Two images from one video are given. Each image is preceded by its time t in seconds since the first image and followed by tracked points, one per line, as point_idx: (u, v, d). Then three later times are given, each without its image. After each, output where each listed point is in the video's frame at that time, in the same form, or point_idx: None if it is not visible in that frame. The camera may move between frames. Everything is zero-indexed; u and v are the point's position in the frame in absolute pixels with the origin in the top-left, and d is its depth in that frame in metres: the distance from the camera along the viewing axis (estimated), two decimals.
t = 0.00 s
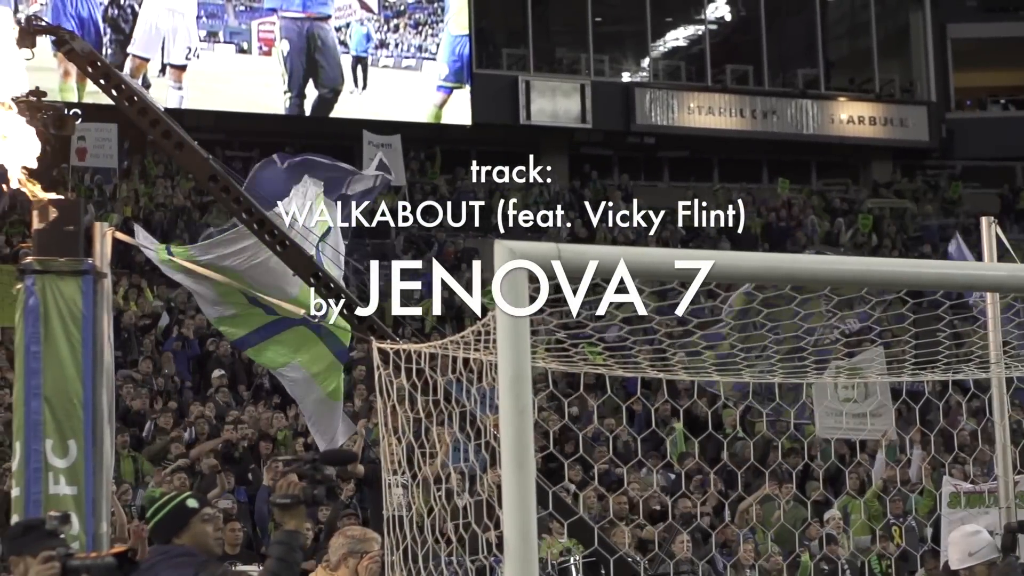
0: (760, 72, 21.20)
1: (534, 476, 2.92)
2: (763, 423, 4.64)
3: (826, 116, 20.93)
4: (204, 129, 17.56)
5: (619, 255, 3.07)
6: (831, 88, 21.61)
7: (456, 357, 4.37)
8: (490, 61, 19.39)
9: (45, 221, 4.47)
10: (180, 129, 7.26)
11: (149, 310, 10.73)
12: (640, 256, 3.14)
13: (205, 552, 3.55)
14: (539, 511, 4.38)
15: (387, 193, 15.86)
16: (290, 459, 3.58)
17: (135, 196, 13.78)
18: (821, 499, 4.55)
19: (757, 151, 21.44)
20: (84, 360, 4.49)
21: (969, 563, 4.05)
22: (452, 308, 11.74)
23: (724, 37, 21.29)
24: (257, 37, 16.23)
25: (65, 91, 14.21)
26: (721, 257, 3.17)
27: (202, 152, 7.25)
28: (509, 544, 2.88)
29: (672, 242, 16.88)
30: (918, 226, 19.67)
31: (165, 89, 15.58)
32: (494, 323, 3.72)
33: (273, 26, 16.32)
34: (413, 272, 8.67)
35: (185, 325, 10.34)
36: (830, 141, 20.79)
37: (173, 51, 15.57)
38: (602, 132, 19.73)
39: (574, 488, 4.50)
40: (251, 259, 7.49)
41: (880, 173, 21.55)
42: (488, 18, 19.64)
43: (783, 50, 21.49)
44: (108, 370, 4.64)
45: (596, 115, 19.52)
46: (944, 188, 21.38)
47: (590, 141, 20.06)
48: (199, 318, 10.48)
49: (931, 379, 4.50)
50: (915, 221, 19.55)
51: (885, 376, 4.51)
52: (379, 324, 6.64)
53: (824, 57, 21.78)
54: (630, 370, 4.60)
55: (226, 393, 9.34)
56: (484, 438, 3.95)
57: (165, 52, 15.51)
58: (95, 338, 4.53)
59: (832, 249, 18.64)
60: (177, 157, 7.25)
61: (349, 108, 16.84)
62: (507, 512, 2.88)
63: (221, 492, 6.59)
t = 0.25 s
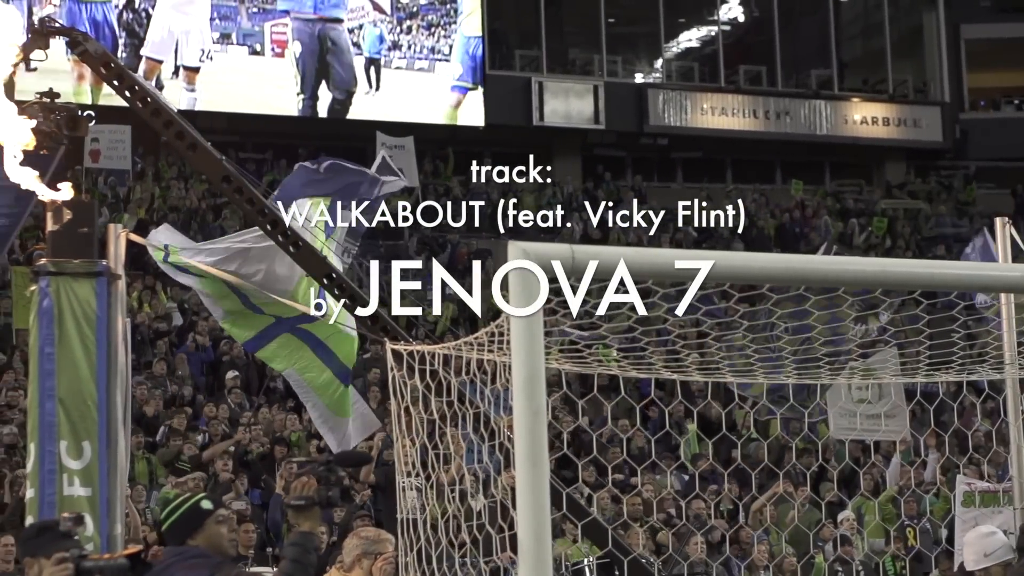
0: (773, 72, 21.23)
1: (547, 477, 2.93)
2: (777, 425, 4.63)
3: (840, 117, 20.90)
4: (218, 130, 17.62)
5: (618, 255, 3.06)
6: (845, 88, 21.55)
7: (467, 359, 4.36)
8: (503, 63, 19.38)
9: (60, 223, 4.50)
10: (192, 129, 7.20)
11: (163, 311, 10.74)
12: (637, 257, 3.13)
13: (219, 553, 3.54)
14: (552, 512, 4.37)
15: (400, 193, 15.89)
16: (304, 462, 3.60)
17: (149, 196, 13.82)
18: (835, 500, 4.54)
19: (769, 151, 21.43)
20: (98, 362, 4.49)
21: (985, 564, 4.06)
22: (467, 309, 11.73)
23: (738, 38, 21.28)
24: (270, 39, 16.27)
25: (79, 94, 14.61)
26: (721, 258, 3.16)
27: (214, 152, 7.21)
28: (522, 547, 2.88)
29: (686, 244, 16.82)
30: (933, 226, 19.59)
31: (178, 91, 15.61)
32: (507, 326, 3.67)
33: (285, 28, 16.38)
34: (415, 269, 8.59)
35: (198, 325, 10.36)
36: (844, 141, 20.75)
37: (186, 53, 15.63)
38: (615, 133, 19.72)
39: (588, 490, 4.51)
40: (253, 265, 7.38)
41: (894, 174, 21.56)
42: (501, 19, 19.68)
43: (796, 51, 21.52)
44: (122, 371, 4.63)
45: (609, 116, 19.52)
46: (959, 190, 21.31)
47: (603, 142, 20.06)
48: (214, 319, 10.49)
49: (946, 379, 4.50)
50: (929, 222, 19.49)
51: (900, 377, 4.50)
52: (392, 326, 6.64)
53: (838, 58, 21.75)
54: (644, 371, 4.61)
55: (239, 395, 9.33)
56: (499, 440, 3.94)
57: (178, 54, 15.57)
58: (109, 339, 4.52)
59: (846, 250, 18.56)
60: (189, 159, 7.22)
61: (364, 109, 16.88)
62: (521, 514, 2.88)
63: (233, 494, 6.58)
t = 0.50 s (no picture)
0: (786, 73, 21.24)
1: (561, 479, 2.93)
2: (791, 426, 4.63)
3: (853, 118, 20.88)
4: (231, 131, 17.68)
5: (618, 255, 3.05)
6: (859, 89, 21.53)
7: (479, 360, 4.36)
8: (517, 63, 19.39)
9: (74, 224, 4.51)
10: (206, 129, 7.17)
11: (177, 312, 10.76)
12: (635, 258, 3.12)
13: (233, 554, 3.54)
14: (566, 513, 4.37)
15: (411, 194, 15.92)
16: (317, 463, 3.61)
17: (163, 196, 13.85)
18: (849, 500, 4.54)
19: (783, 152, 21.44)
20: (113, 362, 4.50)
21: (1000, 566, 4.06)
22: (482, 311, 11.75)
23: (751, 38, 21.27)
24: (284, 40, 16.33)
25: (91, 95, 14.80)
26: (722, 258, 3.15)
27: (228, 152, 7.19)
28: (536, 547, 2.89)
29: (699, 245, 16.79)
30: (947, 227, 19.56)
31: (192, 92, 15.65)
32: (521, 327, 3.65)
33: (299, 29, 16.42)
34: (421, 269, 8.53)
35: (213, 326, 10.38)
36: (858, 142, 20.72)
37: (201, 54, 15.64)
38: (629, 134, 19.72)
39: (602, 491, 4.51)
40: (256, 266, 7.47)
41: (908, 175, 21.55)
42: (515, 19, 19.71)
43: (810, 51, 21.52)
44: (137, 370, 4.64)
45: (623, 117, 19.51)
46: (974, 191, 21.27)
47: (616, 142, 20.07)
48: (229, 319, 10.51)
49: (959, 380, 4.49)
50: (942, 223, 19.43)
51: (913, 378, 4.50)
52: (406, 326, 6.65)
53: (852, 59, 21.73)
54: (657, 372, 4.62)
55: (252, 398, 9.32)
56: (512, 441, 3.94)
57: (192, 55, 15.60)
58: (124, 339, 4.53)
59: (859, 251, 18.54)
60: (202, 159, 7.18)
61: (380, 110, 16.91)
62: (535, 515, 2.88)
63: (244, 495, 6.57)
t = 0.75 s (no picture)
0: (801, 73, 21.17)
1: (576, 480, 2.95)
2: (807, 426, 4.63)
3: (867, 118, 20.83)
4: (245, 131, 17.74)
5: (618, 253, 3.06)
6: (873, 90, 21.50)
7: (492, 361, 4.35)
8: (530, 63, 19.39)
9: (88, 224, 4.50)
10: (220, 129, 7.15)
11: (190, 312, 10.79)
12: (637, 259, 3.12)
13: (248, 555, 3.54)
14: (580, 514, 4.36)
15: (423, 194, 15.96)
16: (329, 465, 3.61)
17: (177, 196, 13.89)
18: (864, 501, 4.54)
19: (798, 153, 21.46)
20: (127, 362, 4.50)
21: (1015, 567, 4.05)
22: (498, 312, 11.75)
23: (765, 38, 21.25)
24: (297, 40, 16.41)
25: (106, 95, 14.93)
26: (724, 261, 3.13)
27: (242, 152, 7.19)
28: (550, 548, 2.90)
29: (712, 244, 16.79)
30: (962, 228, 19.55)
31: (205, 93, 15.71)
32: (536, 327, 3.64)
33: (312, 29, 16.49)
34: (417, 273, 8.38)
35: (227, 326, 10.42)
36: (873, 142, 20.66)
37: (214, 56, 15.74)
38: (642, 134, 19.72)
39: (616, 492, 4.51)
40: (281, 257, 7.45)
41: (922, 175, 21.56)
42: (528, 19, 19.71)
43: (824, 52, 21.50)
44: (150, 371, 4.64)
45: (637, 118, 19.51)
46: (989, 192, 21.24)
47: (629, 142, 20.09)
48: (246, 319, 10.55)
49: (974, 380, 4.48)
50: (956, 224, 19.45)
51: (926, 378, 4.49)
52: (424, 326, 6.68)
53: (866, 59, 21.68)
54: (671, 373, 4.62)
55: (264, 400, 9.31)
56: (526, 441, 3.94)
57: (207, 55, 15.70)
58: (138, 339, 4.53)
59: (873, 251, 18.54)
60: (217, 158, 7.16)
61: (395, 110, 17.00)
62: (549, 515, 2.90)
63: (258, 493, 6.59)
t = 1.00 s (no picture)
0: (814, 73, 21.17)
1: (588, 481, 2.96)
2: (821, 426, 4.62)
3: (880, 119, 20.79)
4: (258, 131, 17.80)
5: (613, 256, 3.03)
6: (886, 90, 21.48)
7: (505, 361, 4.35)
8: (544, 63, 19.40)
9: (101, 224, 4.50)
10: (234, 129, 7.13)
11: (204, 312, 10.82)
12: (639, 258, 3.11)
13: (262, 554, 3.52)
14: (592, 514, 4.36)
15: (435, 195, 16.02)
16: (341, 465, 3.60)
17: (190, 197, 13.93)
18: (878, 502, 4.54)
19: (810, 154, 21.49)
20: (140, 362, 4.51)
21: None
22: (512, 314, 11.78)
23: (778, 38, 21.21)
24: (310, 40, 16.45)
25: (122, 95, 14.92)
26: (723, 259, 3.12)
27: (254, 152, 7.20)
28: (563, 546, 2.92)
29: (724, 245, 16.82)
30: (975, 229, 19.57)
31: (219, 92, 15.80)
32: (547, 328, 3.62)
33: (324, 28, 16.53)
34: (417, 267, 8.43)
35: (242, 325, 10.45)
36: (885, 142, 20.66)
37: (229, 55, 15.83)
38: (655, 134, 19.72)
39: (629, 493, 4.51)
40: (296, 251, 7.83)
41: (935, 176, 21.59)
42: (541, 19, 19.73)
43: (838, 52, 21.49)
44: (163, 371, 4.65)
45: (650, 118, 19.51)
46: (1003, 193, 21.23)
47: (643, 143, 20.14)
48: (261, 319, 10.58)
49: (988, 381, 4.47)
50: (970, 224, 19.49)
51: (940, 379, 4.48)
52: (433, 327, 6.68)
53: (879, 59, 21.67)
54: (684, 373, 4.62)
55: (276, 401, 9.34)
56: (539, 442, 3.94)
57: (221, 55, 15.80)
58: (151, 340, 4.55)
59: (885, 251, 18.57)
60: (229, 157, 7.15)
61: (409, 110, 17.03)
62: (562, 514, 2.91)
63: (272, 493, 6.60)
